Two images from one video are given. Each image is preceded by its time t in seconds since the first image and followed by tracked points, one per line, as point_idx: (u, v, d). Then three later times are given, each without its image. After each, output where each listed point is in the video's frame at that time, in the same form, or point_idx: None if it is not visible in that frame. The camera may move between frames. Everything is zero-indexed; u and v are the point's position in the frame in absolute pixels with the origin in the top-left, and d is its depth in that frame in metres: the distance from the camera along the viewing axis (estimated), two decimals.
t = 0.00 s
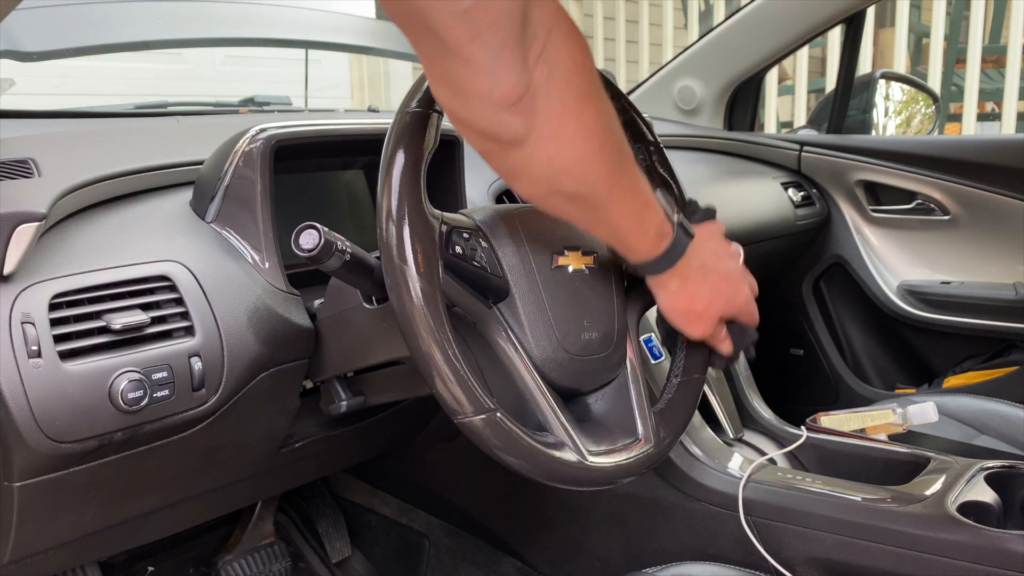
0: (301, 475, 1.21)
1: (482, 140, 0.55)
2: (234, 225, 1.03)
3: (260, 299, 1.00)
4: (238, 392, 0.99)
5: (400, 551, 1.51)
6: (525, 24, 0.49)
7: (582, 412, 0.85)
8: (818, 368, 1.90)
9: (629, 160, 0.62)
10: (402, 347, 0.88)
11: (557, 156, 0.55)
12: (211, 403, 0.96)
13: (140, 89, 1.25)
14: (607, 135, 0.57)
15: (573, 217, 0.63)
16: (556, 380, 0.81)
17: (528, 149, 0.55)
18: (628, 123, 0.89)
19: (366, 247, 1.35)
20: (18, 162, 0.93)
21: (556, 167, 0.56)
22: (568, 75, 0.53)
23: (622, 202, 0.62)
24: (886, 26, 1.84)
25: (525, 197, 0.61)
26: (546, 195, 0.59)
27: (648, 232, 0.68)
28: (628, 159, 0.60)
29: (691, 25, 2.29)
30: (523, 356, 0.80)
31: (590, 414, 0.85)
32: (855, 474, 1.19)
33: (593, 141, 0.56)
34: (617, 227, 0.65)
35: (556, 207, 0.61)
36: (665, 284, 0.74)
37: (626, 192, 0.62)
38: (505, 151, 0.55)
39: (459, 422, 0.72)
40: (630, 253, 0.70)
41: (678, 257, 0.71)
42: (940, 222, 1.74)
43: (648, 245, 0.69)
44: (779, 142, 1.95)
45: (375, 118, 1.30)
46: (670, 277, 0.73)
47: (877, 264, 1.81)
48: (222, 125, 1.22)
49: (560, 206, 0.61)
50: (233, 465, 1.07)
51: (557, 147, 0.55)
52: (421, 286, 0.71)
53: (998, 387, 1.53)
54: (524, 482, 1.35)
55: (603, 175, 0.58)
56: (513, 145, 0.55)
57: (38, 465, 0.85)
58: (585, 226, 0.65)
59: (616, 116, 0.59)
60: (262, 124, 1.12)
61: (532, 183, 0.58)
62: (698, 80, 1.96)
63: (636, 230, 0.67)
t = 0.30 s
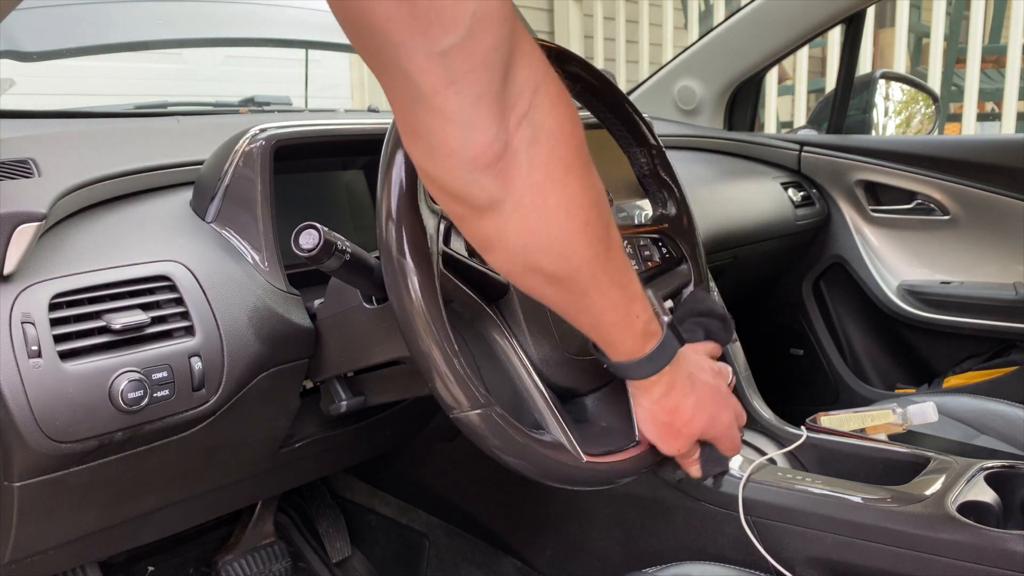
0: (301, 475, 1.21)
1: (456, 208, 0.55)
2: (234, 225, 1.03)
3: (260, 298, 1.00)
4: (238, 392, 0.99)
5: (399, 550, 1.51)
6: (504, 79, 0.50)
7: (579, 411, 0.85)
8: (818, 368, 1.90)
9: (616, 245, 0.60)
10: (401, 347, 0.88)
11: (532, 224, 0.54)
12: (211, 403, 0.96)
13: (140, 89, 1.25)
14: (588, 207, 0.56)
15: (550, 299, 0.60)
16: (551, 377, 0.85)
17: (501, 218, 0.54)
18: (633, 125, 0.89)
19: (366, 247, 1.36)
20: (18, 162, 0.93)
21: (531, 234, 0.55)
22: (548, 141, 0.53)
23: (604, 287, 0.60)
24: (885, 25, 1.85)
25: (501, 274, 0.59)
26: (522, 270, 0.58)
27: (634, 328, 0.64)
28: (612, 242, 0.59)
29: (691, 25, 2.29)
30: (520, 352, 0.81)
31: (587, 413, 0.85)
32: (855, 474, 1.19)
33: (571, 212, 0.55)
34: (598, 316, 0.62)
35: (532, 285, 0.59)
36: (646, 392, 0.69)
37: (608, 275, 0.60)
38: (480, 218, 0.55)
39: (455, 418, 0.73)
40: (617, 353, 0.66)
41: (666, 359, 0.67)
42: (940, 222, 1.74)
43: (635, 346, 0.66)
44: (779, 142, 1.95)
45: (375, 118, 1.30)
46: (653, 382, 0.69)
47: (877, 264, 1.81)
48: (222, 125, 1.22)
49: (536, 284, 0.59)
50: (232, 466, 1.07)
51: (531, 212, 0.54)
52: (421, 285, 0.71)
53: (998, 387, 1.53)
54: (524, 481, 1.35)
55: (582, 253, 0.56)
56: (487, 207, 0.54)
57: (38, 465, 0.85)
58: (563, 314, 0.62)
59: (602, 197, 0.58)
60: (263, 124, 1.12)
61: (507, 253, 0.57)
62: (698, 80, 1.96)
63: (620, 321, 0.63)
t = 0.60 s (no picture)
0: (301, 474, 1.21)
1: (418, 179, 0.52)
2: (234, 225, 1.03)
3: (260, 298, 1.00)
4: (239, 392, 0.99)
5: (399, 550, 1.51)
6: (461, 34, 0.47)
7: (581, 410, 0.86)
8: (818, 368, 1.90)
9: (593, 227, 0.56)
10: (402, 348, 0.88)
11: (494, 197, 0.50)
12: (211, 403, 0.96)
13: (141, 89, 1.25)
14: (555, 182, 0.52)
15: (523, 284, 0.55)
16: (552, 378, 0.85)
17: (462, 189, 0.51)
18: (632, 124, 0.89)
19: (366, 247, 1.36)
20: (18, 162, 0.93)
21: (494, 204, 0.50)
22: (510, 105, 0.50)
23: (577, 272, 0.55)
24: (885, 25, 1.85)
25: (467, 253, 0.55)
26: (490, 250, 0.53)
27: (619, 321, 0.59)
28: (584, 223, 0.54)
29: (691, 25, 2.29)
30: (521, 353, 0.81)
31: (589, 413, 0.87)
32: (856, 474, 1.19)
33: (539, 183, 0.51)
34: (576, 305, 0.57)
35: (502, 269, 0.54)
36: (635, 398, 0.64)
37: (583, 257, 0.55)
38: (441, 188, 0.51)
39: (460, 420, 0.72)
40: (597, 349, 0.61)
41: (656, 360, 0.61)
42: (940, 222, 1.74)
43: (620, 342, 0.60)
44: (779, 142, 1.95)
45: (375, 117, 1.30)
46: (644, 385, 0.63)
47: (877, 264, 1.81)
48: (223, 125, 1.22)
49: (508, 268, 0.54)
50: (231, 466, 1.07)
51: (493, 180, 0.50)
52: (422, 288, 0.71)
53: (998, 387, 1.53)
54: (523, 481, 1.35)
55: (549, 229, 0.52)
56: (446, 171, 0.50)
57: (38, 465, 0.85)
58: (540, 303, 0.57)
59: (574, 175, 0.54)
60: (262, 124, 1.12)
61: (469, 227, 0.52)
62: (698, 81, 1.96)
63: (603, 311, 0.58)
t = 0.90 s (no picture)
0: (302, 474, 1.21)
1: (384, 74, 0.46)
2: (234, 225, 1.03)
3: (260, 298, 1.00)
4: (240, 392, 0.99)
5: (399, 550, 1.51)
6: None
7: (591, 410, 0.85)
8: (818, 368, 1.90)
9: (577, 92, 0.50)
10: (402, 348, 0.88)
11: (470, 88, 0.45)
12: (212, 403, 0.96)
13: (141, 89, 1.25)
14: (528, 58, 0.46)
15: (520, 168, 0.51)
16: (560, 381, 0.82)
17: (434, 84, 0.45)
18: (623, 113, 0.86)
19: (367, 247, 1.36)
20: (18, 162, 0.93)
21: (469, 90, 0.45)
22: None
23: (574, 145, 0.50)
24: (885, 26, 1.86)
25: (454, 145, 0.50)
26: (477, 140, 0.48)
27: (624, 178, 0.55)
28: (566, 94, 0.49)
29: (690, 24, 2.28)
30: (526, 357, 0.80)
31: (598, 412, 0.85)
32: (855, 474, 1.19)
33: (509, 52, 0.45)
34: (582, 178, 0.52)
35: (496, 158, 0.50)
36: (668, 253, 0.61)
37: (578, 125, 0.50)
38: (414, 87, 0.46)
39: (465, 427, 0.72)
40: (611, 210, 0.57)
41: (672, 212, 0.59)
42: (940, 222, 1.73)
43: (632, 201, 0.57)
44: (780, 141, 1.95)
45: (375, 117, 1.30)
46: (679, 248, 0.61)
47: (876, 264, 1.81)
48: (223, 125, 1.22)
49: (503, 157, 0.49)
50: (232, 466, 1.07)
51: (461, 63, 0.44)
52: (422, 293, 0.71)
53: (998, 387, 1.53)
54: (523, 481, 1.35)
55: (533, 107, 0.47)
56: (414, 68, 0.45)
57: (38, 465, 0.85)
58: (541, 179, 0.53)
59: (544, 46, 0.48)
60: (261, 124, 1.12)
61: (448, 121, 0.47)
62: (699, 81, 1.95)
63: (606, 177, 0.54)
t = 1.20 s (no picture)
0: (302, 474, 1.21)
1: None
2: (234, 225, 1.03)
3: (260, 298, 1.00)
4: (239, 392, 0.99)
5: (400, 550, 1.51)
6: None
7: (590, 409, 0.86)
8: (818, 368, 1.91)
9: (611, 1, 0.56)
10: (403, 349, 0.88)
11: None
12: (212, 403, 0.96)
13: (141, 89, 1.25)
14: None
15: (553, 59, 0.59)
16: (560, 381, 0.81)
17: None
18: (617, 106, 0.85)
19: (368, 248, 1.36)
20: (18, 162, 0.93)
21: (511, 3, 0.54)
22: None
23: (593, 42, 0.58)
24: (885, 26, 1.82)
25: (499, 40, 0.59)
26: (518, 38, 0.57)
27: (644, 76, 0.62)
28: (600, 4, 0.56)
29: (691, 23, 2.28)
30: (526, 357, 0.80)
31: (597, 411, 0.86)
32: (855, 474, 1.19)
33: None
34: (605, 70, 0.60)
35: (533, 50, 0.59)
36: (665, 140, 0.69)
37: (599, 28, 0.57)
38: None
39: (466, 427, 0.72)
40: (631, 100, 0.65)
41: (690, 113, 0.66)
42: (940, 222, 1.74)
43: (652, 96, 0.64)
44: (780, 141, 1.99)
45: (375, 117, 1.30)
46: (671, 139, 0.69)
47: (876, 264, 1.81)
48: (223, 125, 1.22)
49: (538, 50, 0.58)
50: (233, 465, 1.07)
51: None
52: (422, 291, 0.71)
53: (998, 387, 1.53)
54: (523, 481, 1.35)
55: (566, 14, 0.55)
56: None
57: (38, 465, 0.85)
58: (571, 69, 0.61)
59: None
60: (261, 124, 1.12)
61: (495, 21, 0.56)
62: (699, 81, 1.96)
63: (628, 74, 0.61)
